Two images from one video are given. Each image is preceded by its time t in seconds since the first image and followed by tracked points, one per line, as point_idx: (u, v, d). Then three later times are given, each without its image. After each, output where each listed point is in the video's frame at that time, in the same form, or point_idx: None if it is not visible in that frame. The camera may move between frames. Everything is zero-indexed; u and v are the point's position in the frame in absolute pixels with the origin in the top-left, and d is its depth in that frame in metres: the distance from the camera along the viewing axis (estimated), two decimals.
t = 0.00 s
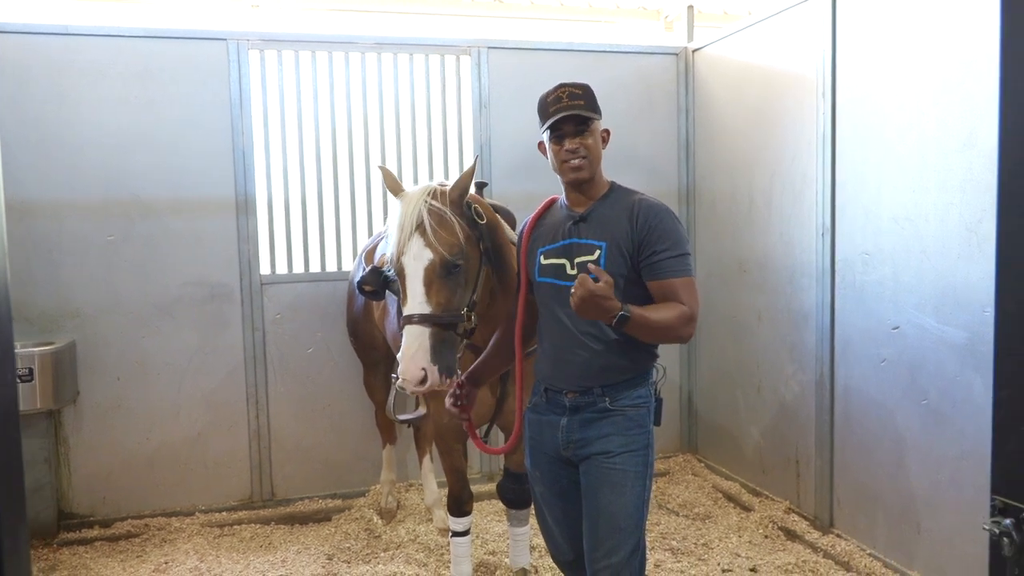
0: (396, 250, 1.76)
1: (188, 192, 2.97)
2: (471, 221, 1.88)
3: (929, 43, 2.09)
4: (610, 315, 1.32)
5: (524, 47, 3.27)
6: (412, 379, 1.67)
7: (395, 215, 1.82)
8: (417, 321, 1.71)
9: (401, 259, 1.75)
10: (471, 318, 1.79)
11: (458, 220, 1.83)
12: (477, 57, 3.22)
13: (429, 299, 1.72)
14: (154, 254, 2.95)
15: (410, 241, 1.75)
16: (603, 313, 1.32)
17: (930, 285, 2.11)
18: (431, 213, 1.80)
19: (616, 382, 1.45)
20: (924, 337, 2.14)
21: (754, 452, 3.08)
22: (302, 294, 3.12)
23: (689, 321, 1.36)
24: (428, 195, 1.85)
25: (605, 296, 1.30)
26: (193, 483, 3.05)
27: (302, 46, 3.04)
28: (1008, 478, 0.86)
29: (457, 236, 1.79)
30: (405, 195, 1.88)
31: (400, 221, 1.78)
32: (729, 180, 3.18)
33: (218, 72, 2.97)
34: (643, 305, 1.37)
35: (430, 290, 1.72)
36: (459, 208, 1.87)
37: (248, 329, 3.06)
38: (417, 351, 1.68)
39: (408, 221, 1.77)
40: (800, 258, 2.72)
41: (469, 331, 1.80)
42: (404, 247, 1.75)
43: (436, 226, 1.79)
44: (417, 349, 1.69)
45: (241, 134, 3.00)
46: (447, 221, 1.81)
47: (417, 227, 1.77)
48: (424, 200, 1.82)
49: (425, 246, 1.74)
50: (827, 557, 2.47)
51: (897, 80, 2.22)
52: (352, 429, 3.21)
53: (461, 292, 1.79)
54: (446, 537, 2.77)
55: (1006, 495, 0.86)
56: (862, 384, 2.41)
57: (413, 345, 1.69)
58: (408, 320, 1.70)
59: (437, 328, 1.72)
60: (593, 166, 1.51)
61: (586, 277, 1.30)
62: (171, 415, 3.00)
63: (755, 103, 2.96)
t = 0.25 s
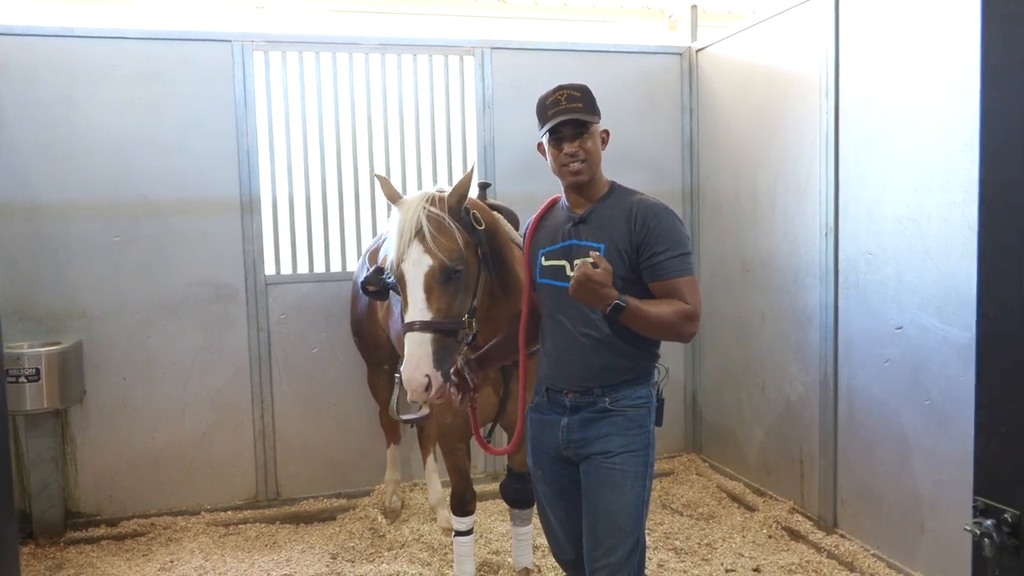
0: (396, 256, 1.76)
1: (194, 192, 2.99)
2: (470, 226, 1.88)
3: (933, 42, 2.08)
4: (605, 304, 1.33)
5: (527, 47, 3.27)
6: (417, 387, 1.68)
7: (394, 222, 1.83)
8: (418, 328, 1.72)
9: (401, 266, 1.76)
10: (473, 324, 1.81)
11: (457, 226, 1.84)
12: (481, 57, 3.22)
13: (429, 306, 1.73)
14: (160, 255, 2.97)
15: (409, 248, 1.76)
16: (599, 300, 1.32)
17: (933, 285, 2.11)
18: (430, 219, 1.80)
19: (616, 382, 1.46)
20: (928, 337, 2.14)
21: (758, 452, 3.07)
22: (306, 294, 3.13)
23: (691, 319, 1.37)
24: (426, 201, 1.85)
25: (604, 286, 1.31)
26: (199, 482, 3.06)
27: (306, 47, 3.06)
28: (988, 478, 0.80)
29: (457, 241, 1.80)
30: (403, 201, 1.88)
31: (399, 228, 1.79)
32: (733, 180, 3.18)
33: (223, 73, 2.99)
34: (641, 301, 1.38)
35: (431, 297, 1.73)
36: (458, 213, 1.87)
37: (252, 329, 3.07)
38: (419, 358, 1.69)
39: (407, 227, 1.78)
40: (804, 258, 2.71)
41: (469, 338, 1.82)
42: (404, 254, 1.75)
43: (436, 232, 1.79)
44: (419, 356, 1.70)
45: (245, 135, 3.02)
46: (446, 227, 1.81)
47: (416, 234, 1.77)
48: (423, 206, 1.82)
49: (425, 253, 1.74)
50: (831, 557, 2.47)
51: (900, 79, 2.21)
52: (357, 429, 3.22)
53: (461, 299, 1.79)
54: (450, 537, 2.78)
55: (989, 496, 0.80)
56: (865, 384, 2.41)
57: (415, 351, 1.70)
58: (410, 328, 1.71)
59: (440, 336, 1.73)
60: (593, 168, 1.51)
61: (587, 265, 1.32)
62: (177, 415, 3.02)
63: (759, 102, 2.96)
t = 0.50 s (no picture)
0: (405, 262, 1.77)
1: (205, 192, 3.01)
2: (478, 227, 1.89)
3: (944, 39, 2.07)
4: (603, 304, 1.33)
5: (537, 46, 3.27)
6: (433, 391, 1.69)
7: (402, 227, 1.83)
8: (431, 332, 1.72)
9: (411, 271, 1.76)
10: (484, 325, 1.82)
11: (465, 228, 1.84)
12: (491, 56, 3.23)
13: (441, 309, 1.73)
14: (172, 253, 2.99)
15: (418, 252, 1.76)
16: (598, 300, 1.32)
17: (944, 284, 2.09)
18: (437, 223, 1.81)
19: (624, 382, 1.46)
20: (938, 337, 2.12)
21: (767, 452, 3.06)
22: (316, 293, 3.15)
23: (691, 322, 1.37)
24: (432, 206, 1.85)
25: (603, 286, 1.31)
26: (210, 479, 3.09)
27: (317, 47, 3.07)
28: (977, 475, 0.78)
29: (466, 244, 1.80)
30: (410, 206, 1.88)
31: (407, 233, 1.79)
32: (743, 178, 3.17)
33: (234, 73, 3.01)
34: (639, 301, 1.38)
35: (442, 300, 1.74)
36: (465, 215, 1.88)
37: (263, 327, 3.09)
38: (433, 363, 1.70)
39: (416, 232, 1.78)
40: (814, 257, 2.70)
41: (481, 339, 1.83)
42: (413, 259, 1.76)
43: (444, 235, 1.79)
44: (433, 360, 1.71)
45: (256, 135, 3.04)
46: (454, 229, 1.81)
47: (425, 238, 1.78)
48: (429, 210, 1.83)
49: (434, 256, 1.75)
50: (841, 558, 2.46)
51: (911, 76, 2.20)
52: (367, 427, 3.24)
53: (472, 301, 1.80)
54: (458, 535, 2.79)
55: (979, 494, 0.78)
56: (876, 383, 2.39)
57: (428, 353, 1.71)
58: (423, 332, 1.72)
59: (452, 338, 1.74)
60: (604, 166, 1.51)
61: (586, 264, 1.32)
62: (188, 412, 3.04)
63: (769, 101, 2.95)
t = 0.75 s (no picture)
0: (419, 259, 1.77)
1: (218, 191, 3.03)
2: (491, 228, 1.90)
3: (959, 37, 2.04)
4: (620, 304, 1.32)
5: (549, 46, 3.27)
6: (444, 389, 1.69)
7: (416, 224, 1.83)
8: (443, 330, 1.73)
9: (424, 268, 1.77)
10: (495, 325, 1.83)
11: (478, 228, 1.85)
12: (503, 56, 3.23)
13: (454, 307, 1.74)
14: (186, 252, 3.02)
15: (432, 250, 1.77)
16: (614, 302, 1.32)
17: (959, 285, 2.07)
18: (452, 221, 1.81)
19: (633, 382, 1.46)
20: (953, 338, 2.10)
21: (779, 453, 3.05)
22: (329, 292, 3.16)
23: (706, 323, 1.36)
24: (447, 204, 1.86)
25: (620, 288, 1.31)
26: (223, 476, 3.12)
27: (330, 47, 3.09)
28: (974, 477, 0.77)
29: (480, 243, 1.81)
30: (424, 204, 1.89)
31: (422, 231, 1.79)
32: (756, 178, 3.15)
33: (248, 73, 3.03)
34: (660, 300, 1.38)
35: (455, 298, 1.74)
36: (479, 215, 1.89)
37: (276, 326, 3.11)
38: (446, 360, 1.70)
39: (430, 229, 1.78)
40: (828, 257, 2.68)
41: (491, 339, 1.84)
42: (427, 256, 1.76)
43: (458, 234, 1.80)
44: (445, 358, 1.71)
45: (270, 135, 3.06)
46: (468, 229, 1.82)
47: (439, 236, 1.78)
48: (444, 209, 1.83)
49: (448, 254, 1.75)
50: (853, 560, 2.44)
51: (926, 75, 2.18)
52: (379, 425, 3.25)
53: (485, 300, 1.81)
54: (469, 534, 2.79)
55: (975, 497, 0.77)
56: (889, 385, 2.37)
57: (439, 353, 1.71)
58: (436, 330, 1.72)
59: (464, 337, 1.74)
60: (616, 169, 1.51)
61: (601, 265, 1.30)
62: (202, 409, 3.07)
63: (783, 100, 2.93)
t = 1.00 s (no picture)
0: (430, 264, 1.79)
1: (233, 192, 3.06)
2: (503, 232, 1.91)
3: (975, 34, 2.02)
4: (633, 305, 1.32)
5: (561, 45, 3.27)
6: (453, 392, 1.69)
7: (428, 229, 1.85)
8: (453, 334, 1.74)
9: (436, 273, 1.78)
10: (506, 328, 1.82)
11: (489, 233, 1.86)
12: (515, 56, 3.23)
13: (465, 312, 1.75)
14: (201, 253, 3.04)
15: (443, 255, 1.78)
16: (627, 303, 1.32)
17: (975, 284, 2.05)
18: (463, 226, 1.83)
19: (644, 382, 1.45)
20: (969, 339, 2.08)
21: (793, 453, 3.03)
22: (342, 292, 3.18)
23: (717, 322, 1.36)
24: (459, 210, 1.87)
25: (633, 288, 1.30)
26: (238, 475, 3.14)
27: (343, 48, 3.10)
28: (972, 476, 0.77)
29: (491, 248, 1.82)
30: (436, 210, 1.90)
31: (433, 236, 1.81)
32: (770, 177, 3.13)
33: (262, 75, 3.05)
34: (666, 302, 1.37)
35: (466, 303, 1.75)
36: (490, 220, 1.90)
37: (290, 325, 3.13)
38: (456, 364, 1.70)
39: (441, 234, 1.80)
40: (842, 257, 2.66)
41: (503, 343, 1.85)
42: (438, 261, 1.78)
43: (469, 239, 1.81)
44: (455, 362, 1.71)
45: (283, 136, 3.08)
46: (479, 233, 1.83)
47: (450, 241, 1.80)
48: (455, 214, 1.85)
49: (459, 259, 1.77)
50: (868, 562, 2.42)
51: (942, 73, 2.15)
52: (391, 425, 3.27)
53: (496, 304, 1.81)
54: (481, 533, 2.80)
55: (973, 497, 0.77)
56: (904, 385, 2.35)
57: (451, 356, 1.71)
58: (446, 334, 1.73)
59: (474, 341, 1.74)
60: (627, 171, 1.51)
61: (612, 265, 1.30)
62: (217, 408, 3.10)
63: (796, 98, 2.91)
